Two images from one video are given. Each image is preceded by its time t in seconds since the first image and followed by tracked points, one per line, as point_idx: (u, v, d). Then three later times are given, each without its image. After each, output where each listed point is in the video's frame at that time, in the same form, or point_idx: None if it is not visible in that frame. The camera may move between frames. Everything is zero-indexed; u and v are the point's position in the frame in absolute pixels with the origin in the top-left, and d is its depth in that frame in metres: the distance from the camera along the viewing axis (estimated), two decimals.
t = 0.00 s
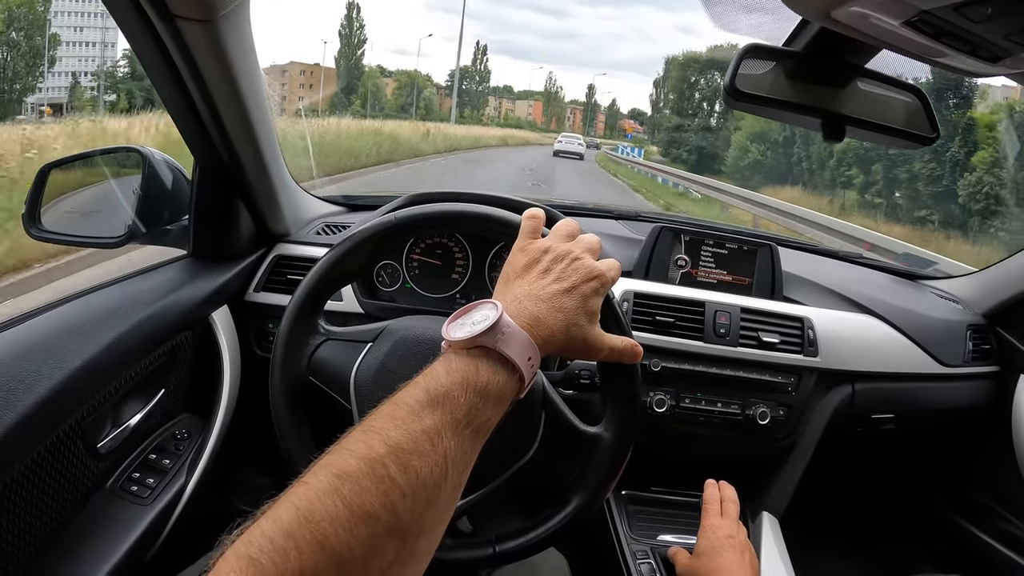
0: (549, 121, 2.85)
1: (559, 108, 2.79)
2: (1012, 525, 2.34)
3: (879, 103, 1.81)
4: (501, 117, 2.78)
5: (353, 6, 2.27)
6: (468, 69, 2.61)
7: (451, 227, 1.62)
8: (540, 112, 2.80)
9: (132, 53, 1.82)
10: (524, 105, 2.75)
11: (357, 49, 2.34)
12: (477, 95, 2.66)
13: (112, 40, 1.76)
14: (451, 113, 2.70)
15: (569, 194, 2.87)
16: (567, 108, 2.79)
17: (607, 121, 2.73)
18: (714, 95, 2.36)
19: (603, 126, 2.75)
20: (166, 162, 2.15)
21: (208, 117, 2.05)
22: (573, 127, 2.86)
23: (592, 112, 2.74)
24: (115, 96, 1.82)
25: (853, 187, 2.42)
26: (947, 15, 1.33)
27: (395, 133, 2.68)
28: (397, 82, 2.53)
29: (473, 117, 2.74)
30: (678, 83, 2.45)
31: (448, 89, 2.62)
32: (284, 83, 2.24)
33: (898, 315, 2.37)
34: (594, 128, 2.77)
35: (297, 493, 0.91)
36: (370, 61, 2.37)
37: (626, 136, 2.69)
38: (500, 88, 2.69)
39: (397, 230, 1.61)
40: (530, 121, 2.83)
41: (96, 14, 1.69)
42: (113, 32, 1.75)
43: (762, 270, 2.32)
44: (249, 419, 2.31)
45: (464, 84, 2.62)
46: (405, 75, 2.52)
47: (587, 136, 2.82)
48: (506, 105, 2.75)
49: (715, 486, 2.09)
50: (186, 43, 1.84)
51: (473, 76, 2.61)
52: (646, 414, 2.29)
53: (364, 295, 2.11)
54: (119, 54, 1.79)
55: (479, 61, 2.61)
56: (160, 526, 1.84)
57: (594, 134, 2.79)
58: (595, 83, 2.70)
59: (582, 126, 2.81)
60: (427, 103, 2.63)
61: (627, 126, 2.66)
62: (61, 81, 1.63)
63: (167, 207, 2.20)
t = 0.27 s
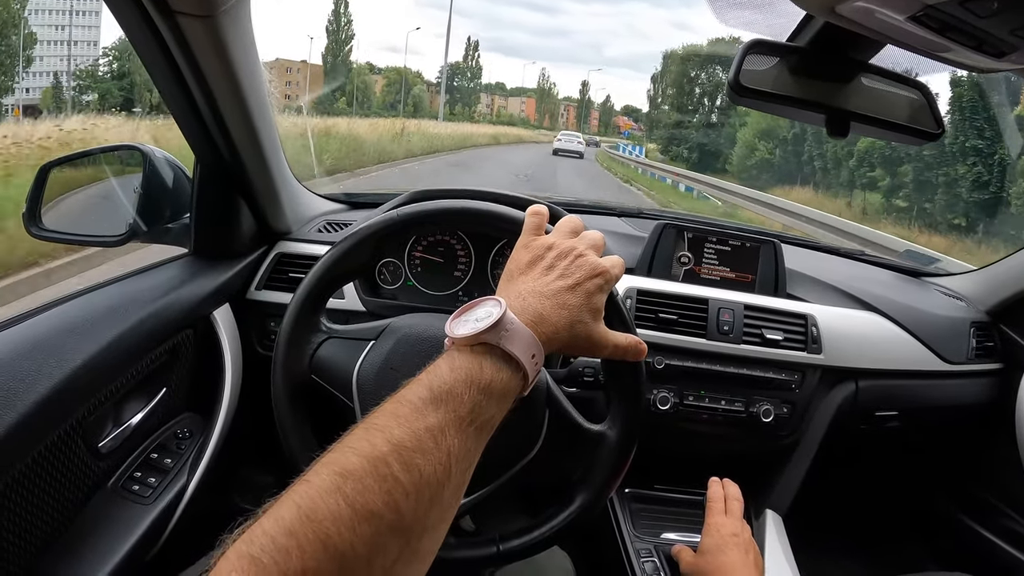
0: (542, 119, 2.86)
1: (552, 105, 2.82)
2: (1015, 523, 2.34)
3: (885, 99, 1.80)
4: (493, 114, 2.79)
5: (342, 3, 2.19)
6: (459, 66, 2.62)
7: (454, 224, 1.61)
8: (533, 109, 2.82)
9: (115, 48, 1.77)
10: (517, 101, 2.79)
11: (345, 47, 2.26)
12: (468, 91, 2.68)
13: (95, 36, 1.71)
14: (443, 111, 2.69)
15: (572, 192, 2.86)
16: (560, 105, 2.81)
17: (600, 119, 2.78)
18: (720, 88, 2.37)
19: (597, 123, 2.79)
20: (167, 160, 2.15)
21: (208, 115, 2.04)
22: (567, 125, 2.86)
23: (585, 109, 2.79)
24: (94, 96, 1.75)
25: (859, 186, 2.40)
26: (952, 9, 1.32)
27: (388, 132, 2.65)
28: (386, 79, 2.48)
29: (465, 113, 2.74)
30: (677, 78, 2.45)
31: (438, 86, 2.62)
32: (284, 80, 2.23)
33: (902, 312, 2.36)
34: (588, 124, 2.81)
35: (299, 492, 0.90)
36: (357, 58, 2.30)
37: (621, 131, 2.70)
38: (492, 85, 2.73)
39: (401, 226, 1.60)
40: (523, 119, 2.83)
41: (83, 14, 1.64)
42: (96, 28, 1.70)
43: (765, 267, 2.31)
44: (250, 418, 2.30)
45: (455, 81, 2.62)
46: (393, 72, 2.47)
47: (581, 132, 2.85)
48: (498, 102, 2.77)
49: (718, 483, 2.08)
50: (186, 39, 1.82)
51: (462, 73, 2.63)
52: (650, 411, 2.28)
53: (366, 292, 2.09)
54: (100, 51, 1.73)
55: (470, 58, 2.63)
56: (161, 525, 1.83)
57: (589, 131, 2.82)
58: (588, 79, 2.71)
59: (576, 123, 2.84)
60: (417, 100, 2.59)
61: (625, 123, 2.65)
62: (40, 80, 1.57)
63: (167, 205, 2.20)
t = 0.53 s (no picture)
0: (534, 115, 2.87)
1: (545, 102, 2.85)
2: (1015, 523, 2.34)
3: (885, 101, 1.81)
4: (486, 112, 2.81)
5: None
6: (449, 63, 2.59)
7: (457, 226, 1.62)
8: (526, 106, 2.86)
9: (100, 48, 1.70)
10: (510, 99, 2.81)
11: (332, 42, 2.26)
12: (459, 88, 2.65)
13: (77, 34, 1.64)
14: (434, 108, 2.67)
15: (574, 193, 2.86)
16: (555, 102, 2.83)
17: (593, 115, 2.84)
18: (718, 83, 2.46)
19: (590, 120, 2.86)
20: (170, 162, 2.16)
21: (210, 117, 2.05)
22: (560, 123, 2.89)
23: (579, 107, 2.80)
24: (73, 97, 1.66)
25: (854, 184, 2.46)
26: (953, 13, 1.33)
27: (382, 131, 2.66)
28: (375, 77, 2.48)
29: (456, 112, 2.73)
30: (677, 77, 2.55)
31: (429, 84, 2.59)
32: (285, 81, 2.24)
33: (902, 313, 2.37)
34: (583, 122, 2.85)
35: (304, 492, 0.91)
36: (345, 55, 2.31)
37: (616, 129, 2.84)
38: (484, 83, 2.70)
39: (404, 229, 1.61)
40: (515, 116, 2.88)
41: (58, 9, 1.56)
42: (78, 26, 1.63)
43: (766, 268, 2.32)
44: (253, 419, 2.31)
45: (445, 78, 2.60)
46: (382, 70, 2.47)
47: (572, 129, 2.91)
48: (490, 100, 2.78)
49: (719, 483, 2.09)
50: (189, 42, 1.83)
51: (453, 70, 2.60)
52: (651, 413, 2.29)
53: (369, 294, 2.08)
54: (81, 50, 1.65)
55: (461, 55, 2.61)
56: (165, 527, 1.84)
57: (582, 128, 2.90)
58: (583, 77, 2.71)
59: (570, 120, 2.86)
60: (405, 98, 2.58)
61: (619, 121, 2.79)
62: (15, 80, 1.48)
63: (170, 207, 2.21)
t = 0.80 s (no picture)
0: (528, 115, 2.78)
1: (537, 99, 2.75)
2: (1015, 522, 2.34)
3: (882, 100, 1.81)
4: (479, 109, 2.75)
5: None
6: (439, 59, 2.60)
7: (456, 228, 1.62)
8: (518, 104, 2.76)
9: (79, 47, 1.66)
10: (502, 96, 2.73)
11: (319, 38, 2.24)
12: (450, 86, 2.66)
13: (57, 33, 1.59)
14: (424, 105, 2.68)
15: (574, 194, 2.87)
16: (547, 100, 2.74)
17: (587, 114, 2.72)
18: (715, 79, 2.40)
19: (584, 118, 2.74)
20: (170, 165, 2.17)
21: (210, 120, 2.06)
22: (553, 121, 2.78)
23: (573, 104, 2.72)
24: (50, 98, 1.61)
25: (854, 182, 2.44)
26: (948, 13, 1.34)
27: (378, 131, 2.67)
28: (363, 74, 2.47)
29: (447, 109, 2.73)
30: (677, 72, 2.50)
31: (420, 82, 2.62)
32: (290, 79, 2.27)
33: (901, 312, 2.37)
34: (576, 119, 2.75)
35: (300, 491, 0.91)
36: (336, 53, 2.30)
37: (612, 127, 2.71)
38: (475, 80, 2.69)
39: (403, 230, 1.62)
40: (508, 113, 2.78)
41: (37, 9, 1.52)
42: (59, 25, 1.58)
43: (765, 268, 2.32)
44: (254, 419, 2.32)
45: (436, 75, 2.60)
46: (370, 67, 2.46)
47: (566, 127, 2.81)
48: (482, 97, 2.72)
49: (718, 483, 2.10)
50: (187, 45, 1.84)
51: (443, 66, 2.60)
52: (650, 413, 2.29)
53: (369, 296, 2.08)
54: (59, 49, 1.61)
55: (452, 52, 2.61)
56: (165, 527, 1.85)
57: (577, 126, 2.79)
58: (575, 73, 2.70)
59: (563, 117, 2.76)
60: (394, 95, 2.57)
61: (608, 118, 2.69)
62: None
63: (171, 209, 2.22)
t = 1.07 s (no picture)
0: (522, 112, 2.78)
1: (531, 96, 2.76)
2: (1016, 518, 2.34)
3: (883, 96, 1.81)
4: (471, 107, 2.68)
5: None
6: (429, 55, 2.53)
7: (456, 224, 1.62)
8: (511, 100, 2.77)
9: (56, 46, 1.59)
10: (494, 93, 2.73)
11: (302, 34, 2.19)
12: (441, 83, 2.59)
13: (36, 31, 1.53)
14: (414, 101, 2.60)
15: (579, 189, 2.87)
16: (540, 96, 2.75)
17: (581, 112, 2.68)
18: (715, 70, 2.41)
19: (578, 116, 2.70)
20: (172, 163, 2.16)
21: (210, 117, 2.06)
22: (547, 118, 2.76)
23: (566, 102, 2.70)
24: (25, 100, 1.53)
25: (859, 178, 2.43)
26: (948, 7, 1.33)
27: (370, 131, 2.59)
28: (350, 71, 2.40)
29: (438, 106, 2.65)
30: (677, 64, 2.51)
31: (411, 79, 2.54)
32: (290, 75, 2.25)
33: (903, 309, 2.37)
34: (569, 116, 2.71)
35: (301, 486, 0.91)
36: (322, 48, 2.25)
37: (608, 124, 2.69)
38: (467, 76, 2.63)
39: (403, 226, 1.62)
40: (500, 110, 2.77)
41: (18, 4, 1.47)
42: (38, 23, 1.53)
43: (766, 264, 2.32)
44: (255, 416, 2.32)
45: (427, 72, 2.54)
46: (358, 63, 2.40)
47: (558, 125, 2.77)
48: (474, 94, 2.66)
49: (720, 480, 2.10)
50: (188, 42, 1.84)
51: (434, 62, 2.53)
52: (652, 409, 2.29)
53: (370, 292, 2.12)
54: (34, 48, 1.53)
55: (442, 47, 2.53)
56: (168, 524, 1.85)
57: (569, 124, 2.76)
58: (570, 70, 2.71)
59: (557, 114, 2.73)
60: (381, 92, 2.49)
61: (602, 114, 2.66)
62: None
63: (172, 207, 2.22)
